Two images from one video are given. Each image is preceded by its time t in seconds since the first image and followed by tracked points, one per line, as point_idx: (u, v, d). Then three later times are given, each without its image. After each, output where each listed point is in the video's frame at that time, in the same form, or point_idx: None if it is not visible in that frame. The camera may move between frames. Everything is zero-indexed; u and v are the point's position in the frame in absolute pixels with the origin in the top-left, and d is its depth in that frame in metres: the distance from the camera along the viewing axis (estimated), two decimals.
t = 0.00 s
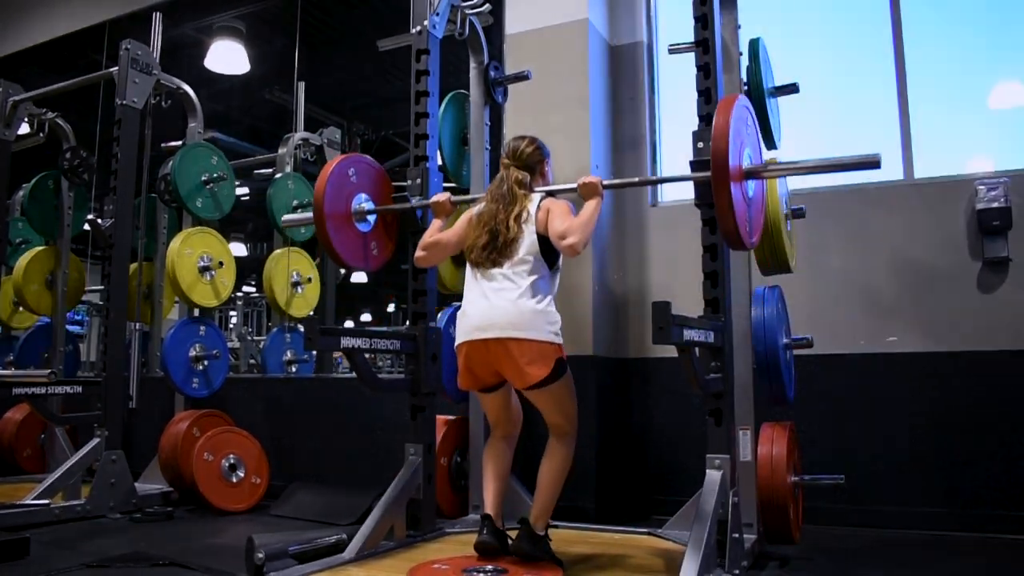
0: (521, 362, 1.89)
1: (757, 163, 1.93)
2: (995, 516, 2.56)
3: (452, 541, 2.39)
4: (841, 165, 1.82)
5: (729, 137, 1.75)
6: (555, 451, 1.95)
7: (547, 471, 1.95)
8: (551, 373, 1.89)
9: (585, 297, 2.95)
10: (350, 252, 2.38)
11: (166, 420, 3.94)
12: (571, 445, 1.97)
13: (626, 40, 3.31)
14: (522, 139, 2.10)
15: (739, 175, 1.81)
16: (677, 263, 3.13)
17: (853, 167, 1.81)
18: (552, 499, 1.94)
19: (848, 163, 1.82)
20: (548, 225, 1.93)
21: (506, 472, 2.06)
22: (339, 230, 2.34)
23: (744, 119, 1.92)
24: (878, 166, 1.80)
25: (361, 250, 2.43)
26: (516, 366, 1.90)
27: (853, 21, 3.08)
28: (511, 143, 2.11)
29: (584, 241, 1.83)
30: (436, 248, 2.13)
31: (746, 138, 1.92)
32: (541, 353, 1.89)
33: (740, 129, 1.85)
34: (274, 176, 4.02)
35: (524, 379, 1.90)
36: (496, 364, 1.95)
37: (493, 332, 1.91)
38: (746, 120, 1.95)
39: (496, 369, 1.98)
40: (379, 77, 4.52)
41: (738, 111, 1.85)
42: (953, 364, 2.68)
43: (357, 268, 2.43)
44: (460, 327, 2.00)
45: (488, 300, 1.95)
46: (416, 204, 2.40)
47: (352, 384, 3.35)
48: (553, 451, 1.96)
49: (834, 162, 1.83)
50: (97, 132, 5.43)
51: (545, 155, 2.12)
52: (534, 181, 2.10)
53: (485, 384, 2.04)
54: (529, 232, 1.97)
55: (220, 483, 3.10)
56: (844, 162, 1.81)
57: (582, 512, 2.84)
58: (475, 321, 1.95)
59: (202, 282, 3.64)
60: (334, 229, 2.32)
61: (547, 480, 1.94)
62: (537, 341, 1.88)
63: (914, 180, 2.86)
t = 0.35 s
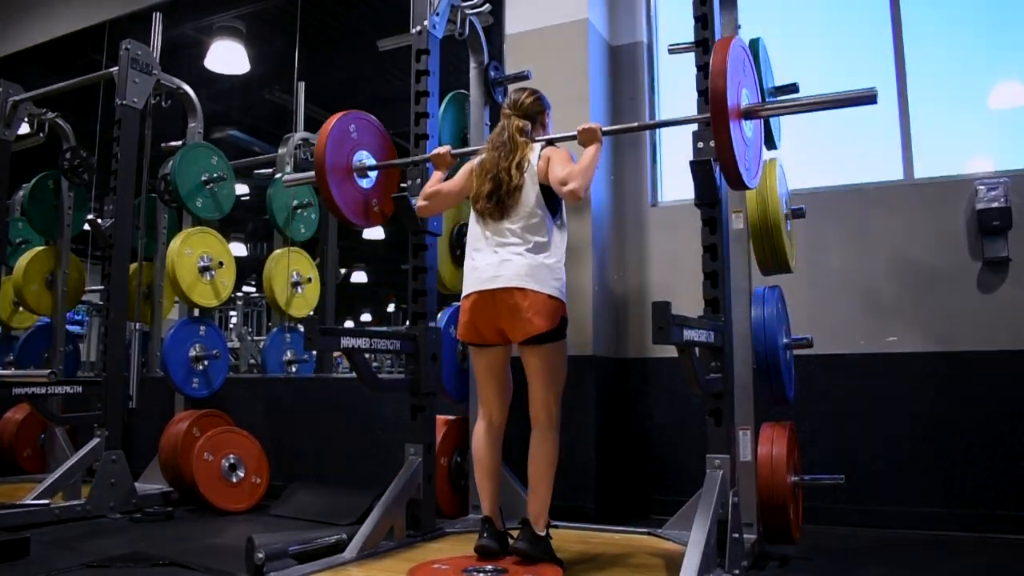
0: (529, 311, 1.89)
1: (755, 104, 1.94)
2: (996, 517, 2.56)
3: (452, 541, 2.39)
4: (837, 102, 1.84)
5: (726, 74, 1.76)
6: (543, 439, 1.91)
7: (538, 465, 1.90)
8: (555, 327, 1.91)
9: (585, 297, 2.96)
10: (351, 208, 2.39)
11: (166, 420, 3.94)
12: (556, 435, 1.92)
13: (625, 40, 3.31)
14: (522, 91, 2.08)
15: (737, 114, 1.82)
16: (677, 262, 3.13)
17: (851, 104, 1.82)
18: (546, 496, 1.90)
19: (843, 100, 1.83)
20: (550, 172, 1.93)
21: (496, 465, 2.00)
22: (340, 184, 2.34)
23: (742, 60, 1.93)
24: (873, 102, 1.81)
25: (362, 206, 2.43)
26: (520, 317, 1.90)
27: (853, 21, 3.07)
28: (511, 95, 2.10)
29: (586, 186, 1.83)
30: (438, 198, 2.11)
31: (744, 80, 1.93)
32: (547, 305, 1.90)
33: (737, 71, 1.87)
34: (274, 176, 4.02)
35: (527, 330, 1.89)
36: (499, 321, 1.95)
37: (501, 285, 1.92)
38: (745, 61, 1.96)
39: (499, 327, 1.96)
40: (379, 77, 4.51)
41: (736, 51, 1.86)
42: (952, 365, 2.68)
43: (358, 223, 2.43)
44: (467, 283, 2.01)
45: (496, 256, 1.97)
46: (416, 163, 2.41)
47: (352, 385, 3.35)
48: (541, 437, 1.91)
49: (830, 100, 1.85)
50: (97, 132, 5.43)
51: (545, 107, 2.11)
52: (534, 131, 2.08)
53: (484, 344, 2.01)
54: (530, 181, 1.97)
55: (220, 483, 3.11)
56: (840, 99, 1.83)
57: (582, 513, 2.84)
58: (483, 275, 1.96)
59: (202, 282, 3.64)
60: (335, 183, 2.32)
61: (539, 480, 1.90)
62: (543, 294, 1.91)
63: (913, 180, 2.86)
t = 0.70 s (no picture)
0: (530, 311, 1.90)
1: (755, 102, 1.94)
2: (996, 517, 2.56)
3: (452, 541, 2.39)
4: (838, 100, 1.84)
5: (726, 72, 1.76)
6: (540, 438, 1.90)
7: (535, 466, 1.90)
8: (556, 327, 1.91)
9: (585, 296, 2.96)
10: (352, 207, 2.38)
11: (166, 420, 3.94)
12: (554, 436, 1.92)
13: (625, 40, 3.32)
14: (523, 90, 2.08)
15: (736, 112, 1.83)
16: (677, 262, 3.13)
17: (851, 101, 1.82)
18: (546, 497, 1.90)
19: (844, 98, 1.83)
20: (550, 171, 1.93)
21: (496, 464, 2.00)
22: (340, 184, 2.34)
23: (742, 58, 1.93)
24: (873, 99, 1.81)
25: (362, 206, 2.43)
26: (522, 317, 1.91)
27: (853, 21, 3.07)
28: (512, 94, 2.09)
29: (586, 186, 1.84)
30: (439, 199, 2.12)
31: (744, 78, 1.93)
32: (549, 305, 1.92)
33: (736, 69, 1.87)
34: (274, 176, 4.02)
35: (527, 331, 1.90)
36: (500, 320, 1.96)
37: (503, 286, 1.93)
38: (744, 58, 1.96)
39: (500, 327, 1.97)
40: (379, 78, 4.52)
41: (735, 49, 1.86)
42: (952, 365, 2.68)
43: (357, 224, 2.43)
44: (469, 284, 2.02)
45: (498, 257, 1.97)
46: (416, 162, 2.41)
47: (353, 384, 3.36)
48: (540, 435, 1.91)
49: (830, 97, 1.85)
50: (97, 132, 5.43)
51: (545, 106, 2.10)
52: (535, 130, 2.08)
53: (485, 344, 2.01)
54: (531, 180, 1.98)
55: (220, 483, 3.11)
56: (840, 97, 1.83)
57: (582, 513, 2.84)
58: (485, 275, 1.97)
59: (202, 282, 3.64)
60: (336, 182, 2.32)
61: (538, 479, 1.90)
62: (544, 293, 1.92)
63: (913, 180, 2.86)
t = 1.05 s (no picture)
0: (526, 337, 1.87)
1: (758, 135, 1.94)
2: (997, 517, 2.56)
3: (451, 541, 2.39)
4: (840, 135, 1.84)
5: (729, 105, 1.75)
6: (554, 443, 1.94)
7: (547, 468, 1.94)
8: (555, 349, 1.89)
9: (585, 297, 2.95)
10: (352, 235, 2.37)
11: (166, 420, 3.94)
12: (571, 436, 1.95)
13: (625, 40, 3.31)
14: (523, 119, 2.09)
15: (739, 147, 1.83)
16: (677, 263, 3.13)
17: (854, 135, 1.83)
18: (553, 497, 1.94)
19: (846, 133, 1.83)
20: (550, 201, 1.92)
21: (502, 470, 2.03)
22: (340, 211, 2.32)
23: (744, 90, 1.93)
24: (876, 135, 1.81)
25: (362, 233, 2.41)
26: (516, 341, 1.88)
27: (854, 21, 3.07)
28: (513, 123, 2.11)
29: (588, 218, 1.83)
30: (438, 227, 2.12)
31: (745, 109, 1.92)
32: (545, 328, 1.88)
33: (739, 101, 1.86)
34: (274, 176, 4.02)
35: (525, 355, 1.88)
36: (495, 342, 1.94)
37: (494, 308, 1.90)
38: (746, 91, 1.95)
39: (494, 347, 1.96)
40: (379, 78, 4.51)
41: (738, 82, 1.85)
42: (952, 365, 2.68)
43: (358, 251, 2.41)
44: (461, 304, 2.00)
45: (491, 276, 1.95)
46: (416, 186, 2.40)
47: (352, 384, 3.35)
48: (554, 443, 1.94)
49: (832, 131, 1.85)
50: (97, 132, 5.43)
51: (546, 136, 2.11)
52: (536, 159, 2.09)
53: (483, 369, 2.02)
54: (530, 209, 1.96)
55: (220, 483, 3.11)
56: (842, 132, 1.83)
57: (582, 512, 2.84)
58: (476, 301, 1.94)
59: (202, 282, 3.64)
60: (335, 210, 2.30)
61: (547, 480, 1.94)
62: (539, 317, 1.88)
63: (913, 180, 2.86)
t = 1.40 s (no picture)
0: (522, 391, 1.90)
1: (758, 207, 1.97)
2: (994, 515, 2.58)
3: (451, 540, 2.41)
4: (841, 211, 1.87)
5: (730, 184, 1.78)
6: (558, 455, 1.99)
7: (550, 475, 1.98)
8: (551, 397, 1.92)
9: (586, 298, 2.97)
10: (350, 288, 2.40)
11: (169, 419, 3.96)
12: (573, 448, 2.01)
13: (625, 42, 3.33)
14: (524, 177, 2.14)
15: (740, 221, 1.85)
16: (677, 263, 3.15)
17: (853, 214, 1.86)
18: (553, 498, 1.98)
19: (847, 210, 1.87)
20: (549, 264, 1.97)
21: (507, 477, 2.07)
22: (338, 265, 2.35)
23: (745, 161, 1.95)
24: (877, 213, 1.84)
25: (361, 283, 2.45)
26: (511, 396, 1.91)
27: (853, 22, 3.09)
28: (514, 181, 2.16)
29: (587, 284, 1.87)
30: (436, 285, 2.20)
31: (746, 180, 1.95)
32: (541, 380, 1.89)
33: (741, 174, 1.89)
34: (276, 176, 4.06)
35: (523, 408, 1.91)
36: (489, 395, 1.96)
37: (486, 365, 1.91)
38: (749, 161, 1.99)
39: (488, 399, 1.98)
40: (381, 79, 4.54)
41: (739, 154, 1.89)
42: (949, 364, 2.70)
43: (357, 302, 2.44)
44: (453, 358, 2.00)
45: (484, 328, 1.96)
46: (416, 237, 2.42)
47: (354, 383, 3.38)
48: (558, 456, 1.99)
49: (833, 207, 1.88)
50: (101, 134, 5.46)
51: (546, 194, 2.16)
52: (536, 219, 2.14)
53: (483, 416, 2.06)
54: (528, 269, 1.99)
55: (223, 482, 3.13)
56: (844, 209, 1.86)
57: (582, 511, 2.86)
58: (469, 356, 1.94)
59: (205, 282, 3.66)
60: (333, 264, 2.33)
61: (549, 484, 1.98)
62: (535, 370, 1.88)
63: (910, 181, 2.88)
